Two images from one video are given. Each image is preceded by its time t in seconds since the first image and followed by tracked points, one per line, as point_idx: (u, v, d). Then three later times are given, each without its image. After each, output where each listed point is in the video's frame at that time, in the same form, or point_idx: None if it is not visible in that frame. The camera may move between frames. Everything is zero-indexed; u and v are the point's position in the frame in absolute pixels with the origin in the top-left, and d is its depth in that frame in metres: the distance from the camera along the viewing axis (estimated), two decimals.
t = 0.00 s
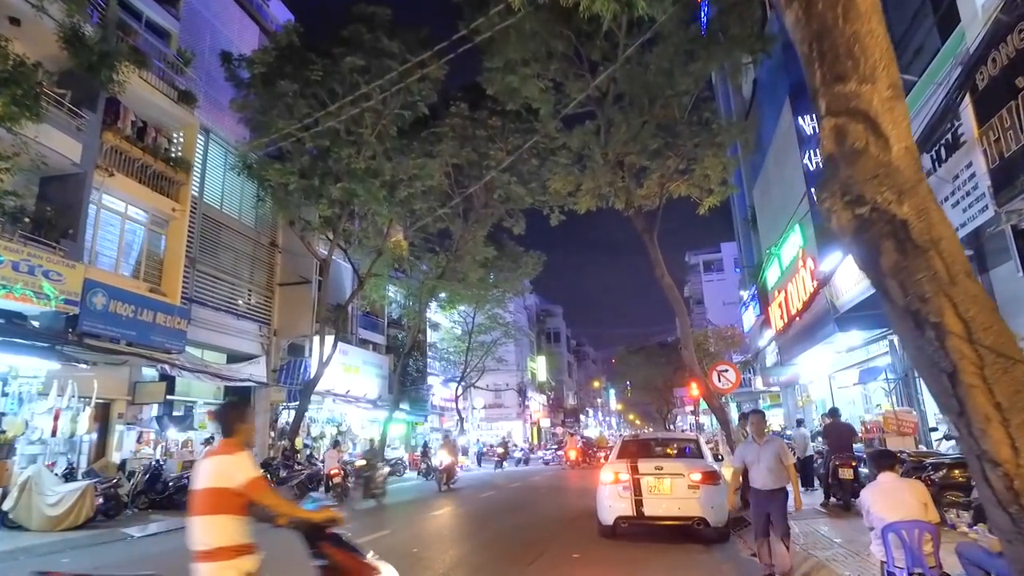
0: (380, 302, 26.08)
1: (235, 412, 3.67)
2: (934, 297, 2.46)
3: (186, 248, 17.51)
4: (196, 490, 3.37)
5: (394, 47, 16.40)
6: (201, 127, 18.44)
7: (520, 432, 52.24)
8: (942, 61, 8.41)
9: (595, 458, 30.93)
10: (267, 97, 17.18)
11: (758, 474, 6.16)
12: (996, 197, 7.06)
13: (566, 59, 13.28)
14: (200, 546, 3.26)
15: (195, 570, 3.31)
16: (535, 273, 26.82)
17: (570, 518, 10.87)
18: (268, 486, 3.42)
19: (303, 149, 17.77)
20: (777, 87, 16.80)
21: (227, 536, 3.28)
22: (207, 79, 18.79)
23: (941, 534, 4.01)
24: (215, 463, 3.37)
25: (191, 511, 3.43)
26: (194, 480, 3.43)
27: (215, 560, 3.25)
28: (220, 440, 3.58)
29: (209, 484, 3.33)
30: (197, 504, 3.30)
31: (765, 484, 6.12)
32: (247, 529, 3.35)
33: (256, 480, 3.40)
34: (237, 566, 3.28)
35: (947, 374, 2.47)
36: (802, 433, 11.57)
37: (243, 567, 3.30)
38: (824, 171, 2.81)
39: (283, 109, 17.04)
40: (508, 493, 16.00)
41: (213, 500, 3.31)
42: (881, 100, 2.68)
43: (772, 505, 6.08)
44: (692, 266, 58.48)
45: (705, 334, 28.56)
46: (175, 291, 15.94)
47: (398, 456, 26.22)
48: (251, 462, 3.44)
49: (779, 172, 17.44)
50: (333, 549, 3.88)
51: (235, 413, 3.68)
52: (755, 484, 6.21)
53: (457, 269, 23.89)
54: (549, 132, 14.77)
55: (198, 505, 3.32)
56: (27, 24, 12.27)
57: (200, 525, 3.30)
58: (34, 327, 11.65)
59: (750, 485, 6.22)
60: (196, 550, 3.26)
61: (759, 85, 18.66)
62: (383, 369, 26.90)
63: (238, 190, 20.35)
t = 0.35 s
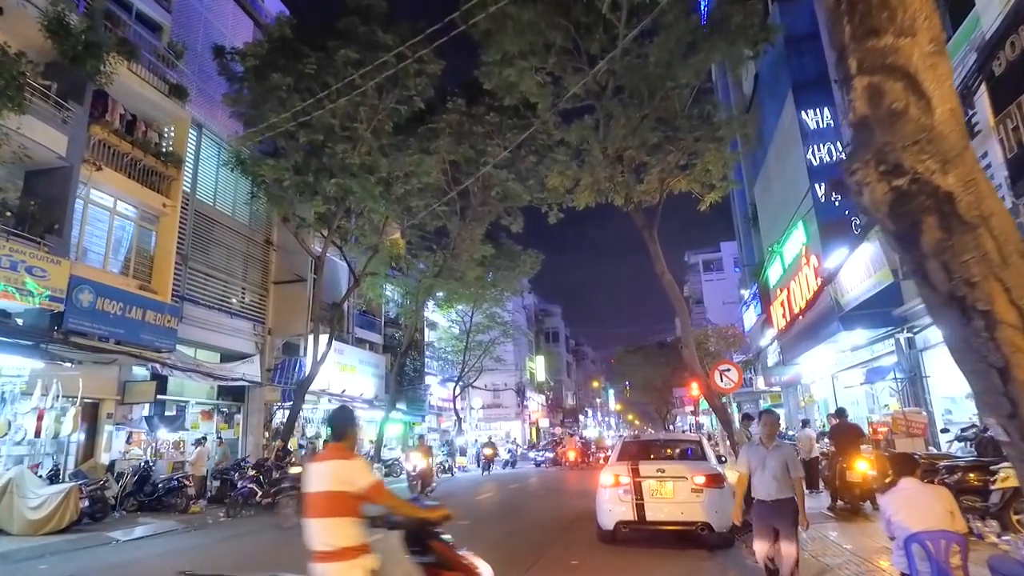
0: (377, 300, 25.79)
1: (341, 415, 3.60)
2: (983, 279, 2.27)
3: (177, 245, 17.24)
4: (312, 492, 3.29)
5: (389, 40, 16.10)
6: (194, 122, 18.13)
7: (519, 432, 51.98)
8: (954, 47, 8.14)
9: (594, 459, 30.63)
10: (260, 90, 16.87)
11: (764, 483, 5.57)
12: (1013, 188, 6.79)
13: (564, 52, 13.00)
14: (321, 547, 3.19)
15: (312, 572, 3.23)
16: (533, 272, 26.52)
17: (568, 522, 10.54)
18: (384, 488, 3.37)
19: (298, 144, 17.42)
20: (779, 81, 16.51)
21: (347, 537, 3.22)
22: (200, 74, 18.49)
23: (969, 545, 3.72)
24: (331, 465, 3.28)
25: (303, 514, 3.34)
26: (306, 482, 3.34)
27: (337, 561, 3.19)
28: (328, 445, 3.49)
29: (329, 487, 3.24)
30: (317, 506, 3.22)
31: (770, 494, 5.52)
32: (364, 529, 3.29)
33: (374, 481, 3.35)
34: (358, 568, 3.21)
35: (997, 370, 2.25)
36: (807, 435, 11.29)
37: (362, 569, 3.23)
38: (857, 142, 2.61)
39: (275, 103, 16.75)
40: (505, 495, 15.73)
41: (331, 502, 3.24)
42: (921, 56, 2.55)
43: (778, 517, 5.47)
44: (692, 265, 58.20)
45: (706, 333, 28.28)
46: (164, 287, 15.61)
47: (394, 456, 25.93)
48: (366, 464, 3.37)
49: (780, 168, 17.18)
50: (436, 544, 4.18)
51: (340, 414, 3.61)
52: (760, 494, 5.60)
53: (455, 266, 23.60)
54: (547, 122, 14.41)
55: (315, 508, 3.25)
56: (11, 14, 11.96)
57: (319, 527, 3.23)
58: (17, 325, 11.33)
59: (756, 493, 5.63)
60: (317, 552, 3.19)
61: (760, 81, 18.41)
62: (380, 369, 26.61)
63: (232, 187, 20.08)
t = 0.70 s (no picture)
0: (378, 298, 25.55)
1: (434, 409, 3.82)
2: None
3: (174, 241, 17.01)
4: (418, 482, 3.53)
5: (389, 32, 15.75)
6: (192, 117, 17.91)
7: (521, 431, 51.65)
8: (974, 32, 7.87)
9: (597, 458, 30.33)
10: (258, 83, 16.61)
11: (782, 487, 5.16)
12: None
13: (568, 42, 12.73)
14: (428, 536, 3.42)
15: (417, 557, 3.49)
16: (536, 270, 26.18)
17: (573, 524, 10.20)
18: (489, 477, 3.58)
19: (297, 138, 17.14)
20: (786, 74, 16.20)
21: (456, 525, 3.45)
22: (198, 68, 18.29)
23: (1013, 549, 3.43)
24: (434, 456, 3.51)
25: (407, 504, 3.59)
26: (408, 474, 3.59)
27: (447, 548, 3.40)
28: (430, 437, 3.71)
29: (433, 477, 3.48)
30: (422, 495, 3.46)
31: (790, 497, 5.12)
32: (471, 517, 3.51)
33: (479, 471, 3.56)
34: (467, 554, 3.43)
35: None
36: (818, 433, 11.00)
37: (472, 555, 3.45)
38: (910, 88, 2.71)
39: (273, 96, 16.54)
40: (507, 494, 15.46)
41: (437, 491, 3.46)
42: None
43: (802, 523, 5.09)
44: (695, 264, 57.81)
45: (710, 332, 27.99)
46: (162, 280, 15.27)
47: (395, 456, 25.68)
48: (467, 455, 3.58)
49: (788, 163, 16.89)
50: (527, 531, 4.05)
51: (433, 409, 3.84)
52: (782, 496, 5.14)
53: (457, 263, 23.33)
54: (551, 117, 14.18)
55: (423, 498, 3.48)
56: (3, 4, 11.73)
57: (426, 515, 3.46)
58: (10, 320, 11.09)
59: (773, 496, 5.19)
60: (427, 539, 3.42)
61: (767, 74, 18.15)
62: (381, 367, 26.36)
63: (231, 183, 19.85)
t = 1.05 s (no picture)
0: (377, 297, 25.25)
1: (519, 412, 3.72)
2: None
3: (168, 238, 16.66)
4: (505, 485, 3.38)
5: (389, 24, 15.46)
6: (187, 112, 17.58)
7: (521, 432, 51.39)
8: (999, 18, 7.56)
9: (598, 460, 30.02)
10: (255, 76, 16.30)
11: (800, 495, 4.38)
12: None
13: (571, 35, 12.41)
14: (518, 538, 3.26)
15: (501, 562, 3.31)
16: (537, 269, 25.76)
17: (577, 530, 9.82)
18: (579, 484, 3.42)
19: (294, 134, 16.85)
20: (794, 67, 15.87)
21: (546, 527, 3.27)
22: (194, 62, 17.95)
23: None
24: (522, 458, 3.39)
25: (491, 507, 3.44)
26: (494, 479, 3.46)
27: (537, 551, 3.23)
28: (512, 438, 3.54)
29: (520, 478, 3.35)
30: (509, 496, 3.31)
31: (808, 508, 4.36)
32: (558, 521, 3.32)
33: (568, 478, 3.41)
34: (557, 559, 3.23)
35: None
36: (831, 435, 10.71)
37: (562, 560, 3.23)
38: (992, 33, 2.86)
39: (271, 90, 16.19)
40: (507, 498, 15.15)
41: (525, 493, 3.32)
42: None
43: (823, 538, 4.32)
44: (696, 264, 57.55)
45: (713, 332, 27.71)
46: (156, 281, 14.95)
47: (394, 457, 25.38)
48: (556, 459, 3.44)
49: (795, 161, 16.56)
50: (601, 534, 3.68)
51: (517, 413, 3.75)
52: (797, 507, 4.40)
53: (457, 262, 23.04)
54: (553, 111, 13.85)
55: (510, 499, 3.33)
56: None
57: (514, 517, 3.30)
58: None
59: (789, 506, 4.44)
60: (515, 542, 3.26)
61: (773, 69, 17.85)
62: (380, 367, 26.06)
63: (227, 179, 19.53)
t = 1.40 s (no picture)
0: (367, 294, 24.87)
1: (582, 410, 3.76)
2: None
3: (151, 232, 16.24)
4: (570, 479, 3.43)
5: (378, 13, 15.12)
6: (171, 103, 17.16)
7: (514, 432, 51.02)
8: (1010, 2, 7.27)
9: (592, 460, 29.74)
10: (241, 66, 15.91)
11: (818, 508, 3.45)
12: None
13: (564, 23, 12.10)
14: (584, 531, 3.34)
15: (569, 553, 3.42)
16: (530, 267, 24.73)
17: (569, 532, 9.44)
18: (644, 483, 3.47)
19: (280, 125, 16.46)
20: (791, 60, 15.60)
21: (614, 521, 3.37)
22: (179, 52, 17.54)
23: None
24: (588, 455, 3.41)
25: (557, 500, 3.50)
26: (558, 473, 3.49)
27: (604, 545, 3.32)
28: (577, 433, 3.59)
29: (588, 474, 3.37)
30: (577, 492, 3.34)
31: (825, 527, 3.44)
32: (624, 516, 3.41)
33: (633, 475, 3.44)
34: (625, 554, 3.33)
35: None
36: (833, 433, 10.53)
37: (627, 554, 3.34)
38: None
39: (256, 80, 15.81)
40: (496, 498, 14.83)
41: (592, 488, 3.36)
42: None
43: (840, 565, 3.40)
44: (690, 263, 57.37)
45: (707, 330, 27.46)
46: (137, 275, 14.52)
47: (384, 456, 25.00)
48: (621, 455, 3.46)
49: (792, 157, 16.30)
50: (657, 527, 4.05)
51: (579, 411, 3.77)
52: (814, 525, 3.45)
53: (449, 259, 22.69)
54: (546, 103, 13.53)
55: (578, 494, 3.37)
56: None
57: (581, 512, 3.37)
58: None
59: (801, 522, 3.52)
60: (583, 535, 3.34)
61: (769, 63, 17.59)
62: (370, 365, 25.69)
63: (214, 173, 19.12)
